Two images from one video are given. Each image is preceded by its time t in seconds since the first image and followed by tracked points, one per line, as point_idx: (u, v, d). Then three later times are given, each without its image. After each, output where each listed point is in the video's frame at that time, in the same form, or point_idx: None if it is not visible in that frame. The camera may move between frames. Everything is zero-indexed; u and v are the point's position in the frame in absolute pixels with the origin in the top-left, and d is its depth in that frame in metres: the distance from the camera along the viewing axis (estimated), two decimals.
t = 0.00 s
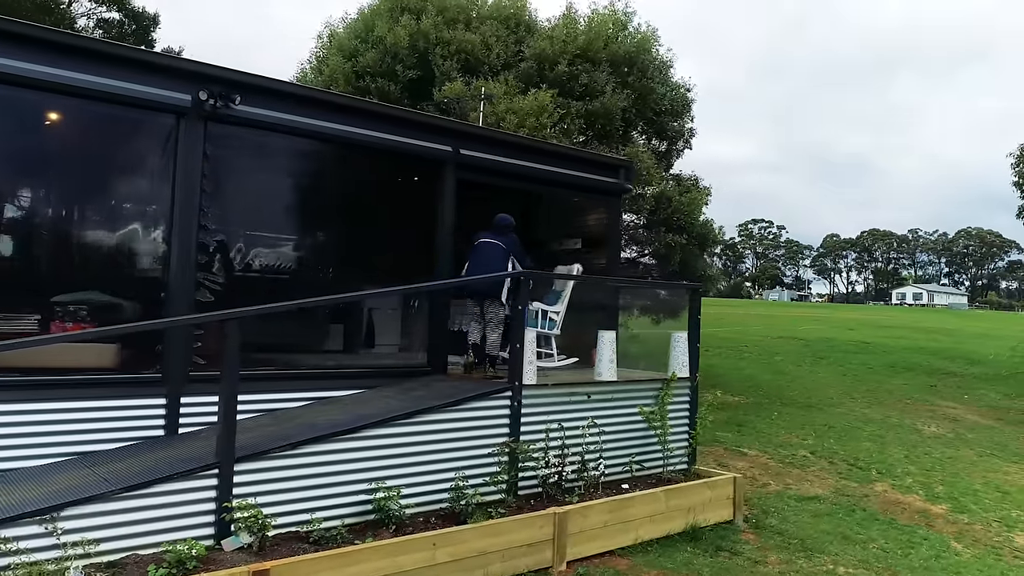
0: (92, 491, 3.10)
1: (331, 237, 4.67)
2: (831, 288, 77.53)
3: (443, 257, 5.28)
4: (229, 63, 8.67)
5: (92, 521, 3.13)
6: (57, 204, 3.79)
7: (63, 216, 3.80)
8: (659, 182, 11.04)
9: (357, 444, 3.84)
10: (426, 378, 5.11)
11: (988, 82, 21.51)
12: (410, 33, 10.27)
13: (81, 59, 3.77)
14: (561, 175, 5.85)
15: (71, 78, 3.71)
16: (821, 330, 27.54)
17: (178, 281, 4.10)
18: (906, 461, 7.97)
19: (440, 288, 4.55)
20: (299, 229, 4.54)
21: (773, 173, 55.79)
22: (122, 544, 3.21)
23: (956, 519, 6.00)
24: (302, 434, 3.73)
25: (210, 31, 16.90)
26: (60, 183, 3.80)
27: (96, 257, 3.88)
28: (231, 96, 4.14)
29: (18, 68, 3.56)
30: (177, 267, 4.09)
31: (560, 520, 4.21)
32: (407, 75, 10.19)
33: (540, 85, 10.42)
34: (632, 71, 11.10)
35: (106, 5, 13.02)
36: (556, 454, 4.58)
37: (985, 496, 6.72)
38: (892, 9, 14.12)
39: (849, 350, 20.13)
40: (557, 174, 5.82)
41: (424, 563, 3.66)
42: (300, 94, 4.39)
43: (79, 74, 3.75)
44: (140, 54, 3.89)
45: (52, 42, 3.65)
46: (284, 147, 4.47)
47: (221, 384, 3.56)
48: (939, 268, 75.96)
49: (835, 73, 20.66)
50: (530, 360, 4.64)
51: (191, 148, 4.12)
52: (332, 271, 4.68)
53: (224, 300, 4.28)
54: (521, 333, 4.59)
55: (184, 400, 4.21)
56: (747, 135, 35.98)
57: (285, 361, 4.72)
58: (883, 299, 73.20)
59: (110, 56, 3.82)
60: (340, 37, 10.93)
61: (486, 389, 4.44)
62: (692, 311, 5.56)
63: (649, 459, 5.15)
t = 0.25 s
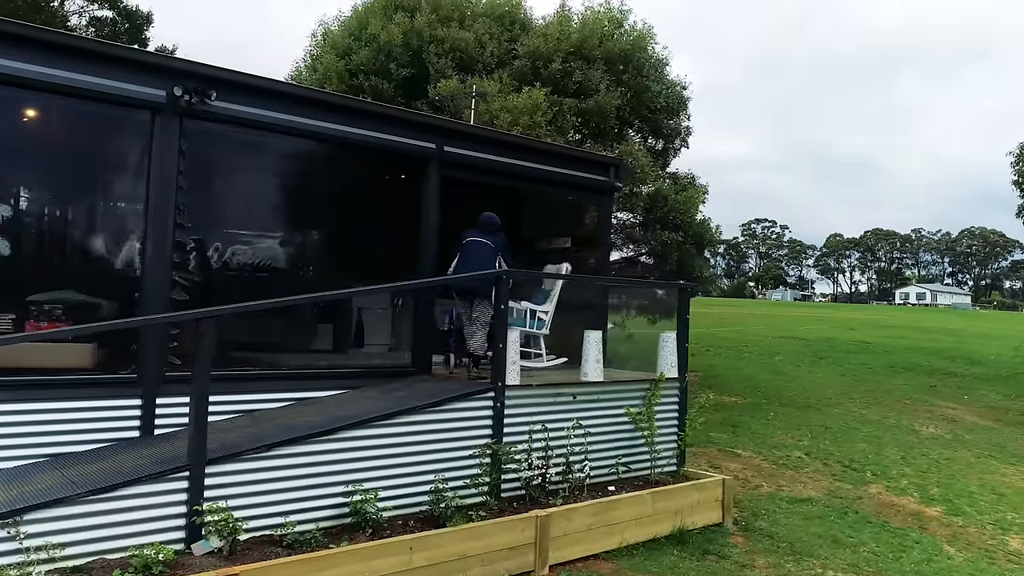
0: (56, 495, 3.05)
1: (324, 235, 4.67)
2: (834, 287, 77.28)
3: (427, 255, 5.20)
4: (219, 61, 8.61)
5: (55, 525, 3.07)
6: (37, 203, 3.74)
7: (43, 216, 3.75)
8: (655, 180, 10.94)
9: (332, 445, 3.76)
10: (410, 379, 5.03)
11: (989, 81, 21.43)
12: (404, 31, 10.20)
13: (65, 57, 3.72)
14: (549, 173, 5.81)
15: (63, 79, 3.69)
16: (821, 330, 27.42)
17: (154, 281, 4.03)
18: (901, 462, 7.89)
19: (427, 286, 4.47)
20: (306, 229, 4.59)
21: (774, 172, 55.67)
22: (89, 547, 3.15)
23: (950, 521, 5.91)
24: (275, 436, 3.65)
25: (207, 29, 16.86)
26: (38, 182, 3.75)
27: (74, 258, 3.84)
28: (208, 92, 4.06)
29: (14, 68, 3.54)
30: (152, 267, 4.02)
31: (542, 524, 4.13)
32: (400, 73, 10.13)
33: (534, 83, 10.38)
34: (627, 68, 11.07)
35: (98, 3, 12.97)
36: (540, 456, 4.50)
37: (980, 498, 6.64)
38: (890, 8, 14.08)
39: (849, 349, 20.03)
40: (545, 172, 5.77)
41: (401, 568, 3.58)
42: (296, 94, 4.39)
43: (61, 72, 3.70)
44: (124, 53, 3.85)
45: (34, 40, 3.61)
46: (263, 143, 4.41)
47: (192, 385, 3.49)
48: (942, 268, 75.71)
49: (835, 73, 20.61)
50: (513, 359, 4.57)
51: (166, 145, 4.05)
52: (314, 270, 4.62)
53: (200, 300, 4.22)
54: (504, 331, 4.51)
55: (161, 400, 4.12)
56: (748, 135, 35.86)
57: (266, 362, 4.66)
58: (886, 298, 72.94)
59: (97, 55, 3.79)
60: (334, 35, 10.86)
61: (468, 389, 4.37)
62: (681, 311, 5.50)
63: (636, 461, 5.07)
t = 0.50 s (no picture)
0: (23, 498, 2.97)
1: (324, 235, 4.68)
2: (838, 287, 76.98)
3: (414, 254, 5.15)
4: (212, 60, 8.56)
5: (22, 528, 2.99)
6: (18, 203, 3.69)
7: (24, 215, 3.70)
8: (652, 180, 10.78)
9: (310, 447, 3.70)
10: (395, 380, 4.96)
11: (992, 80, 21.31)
12: (399, 29, 10.12)
13: (44, 53, 3.67)
14: (539, 171, 5.73)
15: (44, 75, 3.64)
16: (824, 330, 27.28)
17: (132, 281, 3.97)
18: (899, 464, 7.79)
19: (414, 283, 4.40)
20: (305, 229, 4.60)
21: (778, 172, 55.51)
22: (56, 551, 3.09)
23: (946, 524, 5.82)
24: (251, 438, 3.58)
25: (206, 28, 16.82)
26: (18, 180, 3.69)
27: (58, 258, 3.78)
28: (186, 88, 4.00)
29: (9, 68, 3.53)
30: (130, 266, 3.96)
31: (526, 527, 4.06)
32: (395, 71, 10.06)
33: (531, 81, 10.28)
34: (624, 66, 11.00)
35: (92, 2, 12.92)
36: (525, 458, 4.43)
37: (978, 500, 6.54)
38: (891, 8, 14.03)
39: (851, 350, 19.90)
40: (535, 169, 5.69)
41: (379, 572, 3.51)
42: (295, 94, 4.41)
43: (41, 68, 3.65)
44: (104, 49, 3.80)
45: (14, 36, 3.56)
46: (244, 141, 4.36)
47: (165, 386, 3.39)
48: (948, 268, 75.37)
49: (836, 73, 20.53)
50: (499, 360, 4.51)
51: (143, 141, 3.98)
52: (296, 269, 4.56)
53: (177, 299, 4.15)
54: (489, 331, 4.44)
55: (138, 402, 4.05)
56: (751, 134, 35.73)
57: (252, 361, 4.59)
58: (892, 298, 72.60)
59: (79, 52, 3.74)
60: (329, 33, 10.80)
61: (452, 390, 4.30)
62: (672, 311, 5.42)
63: (625, 463, 5.00)
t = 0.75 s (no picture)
0: None
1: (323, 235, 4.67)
2: (845, 287, 76.61)
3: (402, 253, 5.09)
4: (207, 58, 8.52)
5: None
6: (7, 202, 3.67)
7: (12, 214, 3.67)
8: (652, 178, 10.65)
9: (288, 450, 3.63)
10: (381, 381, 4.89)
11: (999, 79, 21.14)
12: (396, 27, 10.05)
13: (28, 49, 3.63)
14: (530, 168, 5.63)
15: (42, 74, 3.65)
16: (830, 330, 27.11)
17: (112, 280, 3.92)
18: (899, 466, 7.69)
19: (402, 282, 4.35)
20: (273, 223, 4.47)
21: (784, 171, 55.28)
22: (26, 556, 3.00)
23: (944, 528, 5.72)
24: (228, 440, 3.52)
25: (205, 26, 16.77)
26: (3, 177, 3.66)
27: (47, 258, 3.76)
28: (165, 84, 3.94)
29: None
30: (110, 264, 3.91)
31: (510, 531, 3.99)
32: (392, 70, 10.02)
33: (530, 79, 10.19)
34: (623, 64, 10.94)
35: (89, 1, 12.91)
36: (511, 461, 4.36)
37: (978, 504, 6.44)
38: (893, 6, 13.93)
39: (856, 350, 19.75)
40: (527, 167, 5.60)
41: None
42: (295, 93, 4.40)
43: (24, 64, 3.61)
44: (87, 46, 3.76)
45: None
46: (227, 137, 4.29)
47: (139, 387, 3.34)
48: (955, 268, 74.93)
49: (840, 72, 20.42)
50: (486, 360, 4.44)
51: (121, 138, 3.93)
52: (281, 268, 4.51)
53: (158, 299, 4.08)
54: (476, 331, 4.38)
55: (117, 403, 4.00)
56: (757, 134, 35.57)
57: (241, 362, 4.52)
58: (900, 298, 72.21)
59: (62, 48, 3.70)
60: (327, 31, 10.74)
61: (437, 391, 4.23)
62: (664, 311, 5.35)
63: (615, 466, 4.92)
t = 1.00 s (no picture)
0: None
1: (319, 235, 4.67)
2: (856, 287, 76.09)
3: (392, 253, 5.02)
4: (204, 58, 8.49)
5: None
6: None
7: None
8: (654, 177, 10.56)
9: (269, 452, 3.57)
10: (370, 382, 4.83)
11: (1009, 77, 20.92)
12: (396, 25, 9.99)
13: (10, 46, 3.59)
14: (524, 166, 5.54)
15: (39, 75, 3.64)
16: (838, 330, 26.91)
17: (94, 280, 3.87)
18: (902, 468, 7.58)
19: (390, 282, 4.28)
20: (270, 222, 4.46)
21: (793, 170, 54.98)
22: None
23: (945, 533, 5.62)
24: (207, 443, 3.47)
25: (208, 25, 16.75)
26: None
27: (33, 257, 3.72)
28: (147, 81, 3.89)
29: None
30: (92, 264, 3.85)
31: (497, 536, 3.92)
32: (392, 68, 9.96)
33: (531, 77, 10.10)
34: (625, 62, 10.87)
35: (88, 1, 12.90)
36: (499, 464, 4.29)
37: (981, 508, 6.32)
38: (900, 6, 13.82)
39: (863, 350, 19.58)
40: (520, 165, 5.51)
41: None
42: (291, 94, 4.37)
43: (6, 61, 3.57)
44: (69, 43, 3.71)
45: None
46: (213, 135, 4.23)
47: (117, 389, 3.29)
48: (967, 268, 74.35)
49: (849, 71, 20.27)
50: (475, 362, 4.37)
51: (103, 135, 3.87)
52: (267, 268, 4.45)
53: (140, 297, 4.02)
54: (464, 332, 4.32)
55: (99, 404, 3.95)
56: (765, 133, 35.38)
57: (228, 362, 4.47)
58: (910, 298, 71.65)
59: (44, 46, 3.66)
60: (327, 30, 10.69)
61: (424, 392, 4.17)
62: (659, 311, 5.28)
63: (607, 468, 4.85)
